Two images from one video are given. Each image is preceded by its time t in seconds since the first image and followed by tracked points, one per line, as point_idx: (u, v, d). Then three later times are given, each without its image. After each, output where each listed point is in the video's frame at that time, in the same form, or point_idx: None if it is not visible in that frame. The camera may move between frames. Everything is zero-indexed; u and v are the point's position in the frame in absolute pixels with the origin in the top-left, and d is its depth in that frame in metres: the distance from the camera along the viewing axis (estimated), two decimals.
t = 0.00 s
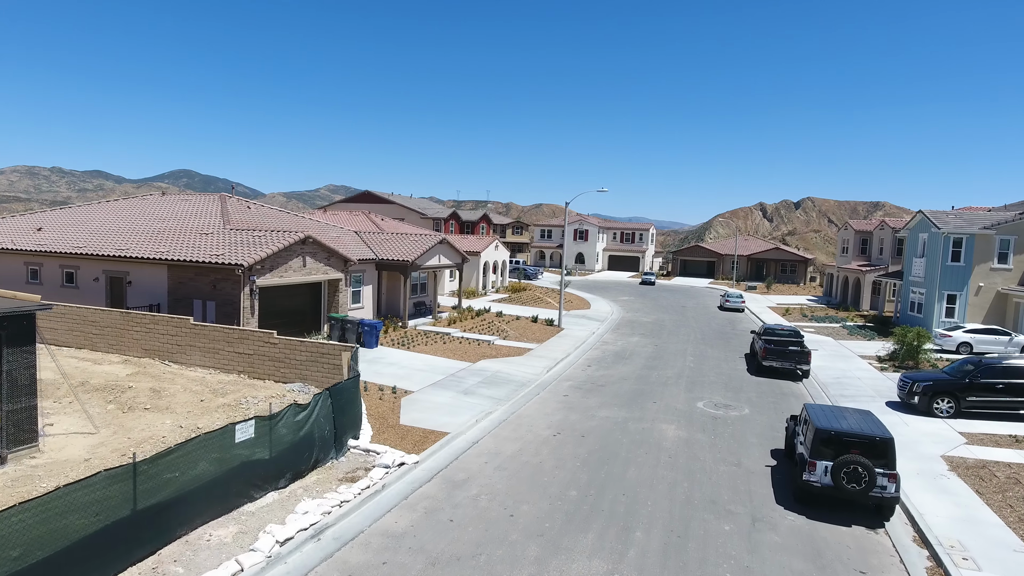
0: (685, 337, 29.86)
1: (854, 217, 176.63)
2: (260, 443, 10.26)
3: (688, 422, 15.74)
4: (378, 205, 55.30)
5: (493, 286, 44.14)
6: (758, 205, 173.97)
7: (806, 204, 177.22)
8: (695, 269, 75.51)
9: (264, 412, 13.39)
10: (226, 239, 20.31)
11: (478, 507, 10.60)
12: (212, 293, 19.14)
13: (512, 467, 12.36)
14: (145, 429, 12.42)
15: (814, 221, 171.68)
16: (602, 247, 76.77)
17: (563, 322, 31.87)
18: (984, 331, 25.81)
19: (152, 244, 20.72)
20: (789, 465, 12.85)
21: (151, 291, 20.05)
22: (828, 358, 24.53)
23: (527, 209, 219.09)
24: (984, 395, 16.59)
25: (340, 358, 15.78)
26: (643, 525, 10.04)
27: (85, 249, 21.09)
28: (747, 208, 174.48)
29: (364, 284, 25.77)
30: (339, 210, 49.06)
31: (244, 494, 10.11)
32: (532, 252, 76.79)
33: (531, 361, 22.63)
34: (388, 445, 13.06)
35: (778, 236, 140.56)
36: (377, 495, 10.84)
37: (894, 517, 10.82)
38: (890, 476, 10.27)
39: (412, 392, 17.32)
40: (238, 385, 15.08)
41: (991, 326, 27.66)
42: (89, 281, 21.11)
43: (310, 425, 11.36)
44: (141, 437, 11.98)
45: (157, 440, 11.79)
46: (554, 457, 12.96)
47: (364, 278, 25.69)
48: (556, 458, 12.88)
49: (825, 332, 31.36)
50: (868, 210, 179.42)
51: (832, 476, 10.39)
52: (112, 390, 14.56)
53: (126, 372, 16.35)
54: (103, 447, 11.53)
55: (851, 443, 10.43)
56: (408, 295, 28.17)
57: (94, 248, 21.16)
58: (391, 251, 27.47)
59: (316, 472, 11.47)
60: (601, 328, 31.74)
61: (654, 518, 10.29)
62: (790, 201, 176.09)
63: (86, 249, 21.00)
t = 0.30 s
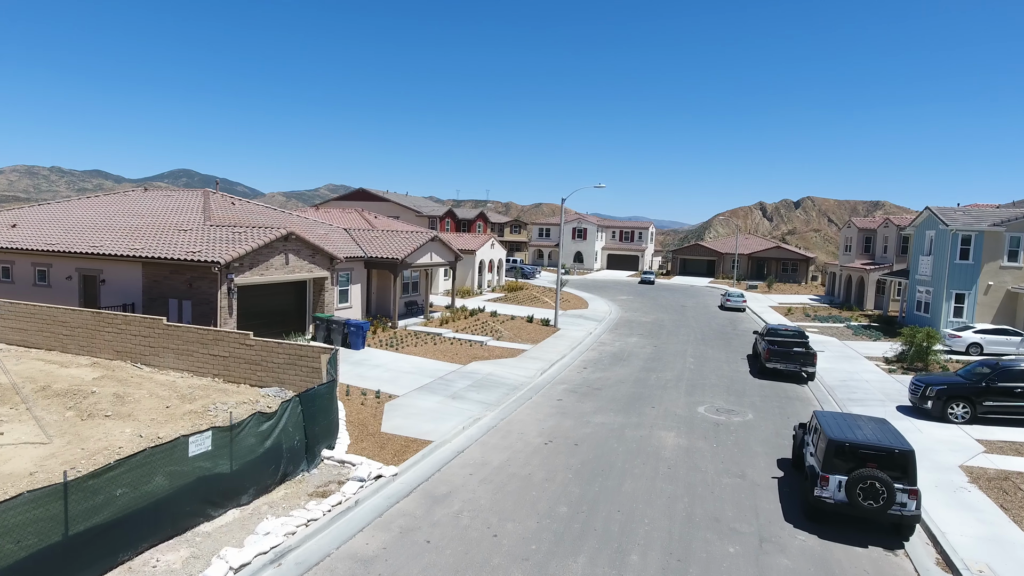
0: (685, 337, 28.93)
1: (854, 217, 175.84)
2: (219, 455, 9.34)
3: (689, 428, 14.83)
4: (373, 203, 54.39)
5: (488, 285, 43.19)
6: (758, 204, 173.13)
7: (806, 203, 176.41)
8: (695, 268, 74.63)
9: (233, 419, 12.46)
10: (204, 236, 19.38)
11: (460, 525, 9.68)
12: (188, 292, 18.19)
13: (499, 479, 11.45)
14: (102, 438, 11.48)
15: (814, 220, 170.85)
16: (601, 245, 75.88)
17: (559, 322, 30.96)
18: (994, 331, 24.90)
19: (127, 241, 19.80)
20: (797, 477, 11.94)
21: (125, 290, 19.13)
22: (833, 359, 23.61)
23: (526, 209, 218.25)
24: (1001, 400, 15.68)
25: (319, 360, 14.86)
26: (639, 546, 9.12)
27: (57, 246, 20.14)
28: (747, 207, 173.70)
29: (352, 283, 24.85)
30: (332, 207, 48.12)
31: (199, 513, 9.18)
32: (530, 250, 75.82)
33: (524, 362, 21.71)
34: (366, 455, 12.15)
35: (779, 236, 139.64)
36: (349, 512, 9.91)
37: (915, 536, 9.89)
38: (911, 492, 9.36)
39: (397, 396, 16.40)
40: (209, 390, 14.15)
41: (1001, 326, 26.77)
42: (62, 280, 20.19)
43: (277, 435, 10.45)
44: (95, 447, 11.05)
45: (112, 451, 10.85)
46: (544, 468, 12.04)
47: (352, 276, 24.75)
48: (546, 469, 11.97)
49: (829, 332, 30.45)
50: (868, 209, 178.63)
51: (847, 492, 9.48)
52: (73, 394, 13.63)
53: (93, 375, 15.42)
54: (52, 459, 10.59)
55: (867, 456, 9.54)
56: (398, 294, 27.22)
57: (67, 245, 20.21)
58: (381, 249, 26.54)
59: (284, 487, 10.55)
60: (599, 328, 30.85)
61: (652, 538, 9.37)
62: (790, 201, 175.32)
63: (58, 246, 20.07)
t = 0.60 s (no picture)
0: (686, 338, 27.98)
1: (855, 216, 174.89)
2: (169, 471, 8.38)
3: (690, 436, 13.90)
4: (368, 201, 53.42)
5: (484, 285, 42.24)
6: (758, 204, 172.15)
7: (807, 203, 175.43)
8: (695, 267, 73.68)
9: (198, 428, 11.52)
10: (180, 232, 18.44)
11: (437, 548, 8.74)
12: (162, 291, 17.25)
13: (484, 495, 10.51)
14: (51, 449, 10.54)
15: (815, 219, 169.83)
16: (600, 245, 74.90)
17: (555, 322, 30.03)
18: (1007, 331, 23.95)
19: (100, 237, 18.86)
20: (808, 491, 10.99)
21: (97, 289, 18.19)
22: (840, 361, 22.68)
23: (525, 208, 217.23)
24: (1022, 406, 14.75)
25: (296, 364, 13.93)
26: (637, 573, 8.19)
27: (27, 243, 19.20)
28: (748, 207, 172.74)
29: (340, 282, 23.91)
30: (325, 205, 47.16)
31: (147, 535, 8.25)
32: (528, 249, 74.81)
33: (518, 365, 20.78)
34: (342, 467, 11.21)
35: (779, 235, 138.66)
36: (316, 534, 8.95)
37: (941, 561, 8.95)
38: (939, 514, 8.42)
39: (381, 401, 15.46)
40: (177, 396, 13.21)
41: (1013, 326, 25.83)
42: (33, 278, 19.25)
43: (237, 448, 9.49)
44: (42, 460, 10.11)
45: (59, 464, 9.91)
46: (534, 481, 11.11)
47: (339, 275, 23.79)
48: (536, 483, 11.03)
49: (834, 332, 29.52)
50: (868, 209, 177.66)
51: (868, 513, 8.54)
52: (30, 401, 12.69)
53: (56, 379, 14.48)
54: None
55: (889, 472, 8.63)
56: (388, 293, 26.27)
57: (38, 242, 19.27)
58: (370, 246, 25.59)
59: (247, 505, 9.62)
60: (597, 329, 29.93)
61: (650, 563, 8.44)
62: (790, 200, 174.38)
63: (28, 243, 19.13)
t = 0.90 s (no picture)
0: (687, 339, 27.01)
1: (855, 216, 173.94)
2: (106, 495, 7.41)
3: (692, 446, 12.92)
4: (362, 198, 52.43)
5: (480, 284, 41.27)
6: (758, 203, 171.20)
7: (807, 202, 174.51)
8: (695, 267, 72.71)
9: (157, 439, 10.55)
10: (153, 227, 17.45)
11: None
12: (133, 290, 16.28)
13: (467, 514, 9.53)
14: None
15: (815, 219, 168.87)
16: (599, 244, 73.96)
17: (552, 322, 29.06)
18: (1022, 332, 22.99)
19: (71, 233, 17.89)
20: (824, 509, 10.02)
21: (66, 288, 17.22)
22: (848, 363, 21.70)
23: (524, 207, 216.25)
24: None
25: (269, 369, 12.98)
26: None
27: None
28: (748, 206, 171.76)
29: (326, 281, 22.93)
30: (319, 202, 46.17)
31: (85, 565, 7.27)
32: (526, 247, 73.80)
33: (511, 367, 19.81)
34: (312, 483, 10.23)
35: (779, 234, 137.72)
36: (276, 562, 7.97)
37: None
38: (976, 541, 7.48)
39: (362, 408, 14.47)
40: (139, 404, 12.23)
41: None
42: None
43: (189, 464, 8.53)
44: None
45: None
46: (522, 498, 10.13)
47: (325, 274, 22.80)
48: (525, 500, 10.06)
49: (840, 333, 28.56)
50: (869, 208, 176.72)
51: (896, 539, 7.58)
52: None
53: (14, 384, 13.51)
54: None
55: (919, 493, 7.68)
56: (377, 293, 25.28)
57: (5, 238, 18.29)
58: (359, 244, 24.60)
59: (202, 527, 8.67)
60: (595, 329, 28.95)
61: None
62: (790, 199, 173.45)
63: None
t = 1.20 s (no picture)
0: (689, 340, 25.99)
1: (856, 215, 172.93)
2: (27, 525, 6.35)
3: (696, 458, 11.91)
4: (356, 196, 51.41)
5: (476, 283, 40.26)
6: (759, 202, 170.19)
7: (807, 201, 173.45)
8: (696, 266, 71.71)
9: (105, 454, 9.54)
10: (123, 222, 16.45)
11: None
12: (99, 289, 15.27)
13: (446, 539, 8.53)
14: None
15: (816, 218, 167.78)
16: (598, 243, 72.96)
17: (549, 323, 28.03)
18: None
19: (36, 228, 16.88)
20: (843, 533, 9.01)
21: (31, 287, 16.21)
22: (858, 365, 20.68)
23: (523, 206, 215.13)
24: None
25: (238, 375, 11.97)
26: None
27: None
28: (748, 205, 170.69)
29: (312, 280, 21.91)
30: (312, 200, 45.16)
31: None
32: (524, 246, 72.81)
33: (504, 370, 18.79)
34: (276, 503, 9.23)
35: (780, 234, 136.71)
36: None
37: None
38: None
39: (341, 416, 13.46)
40: (94, 413, 11.22)
41: None
42: None
43: (130, 486, 7.49)
44: None
45: None
46: (508, 519, 9.13)
47: (310, 272, 21.77)
48: (512, 521, 9.06)
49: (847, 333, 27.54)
50: (869, 207, 175.74)
51: None
52: None
53: None
54: None
55: (961, 523, 6.68)
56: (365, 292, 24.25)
57: None
58: (347, 241, 23.58)
59: (145, 556, 7.68)
60: (593, 330, 27.93)
61: None
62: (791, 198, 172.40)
63: None
